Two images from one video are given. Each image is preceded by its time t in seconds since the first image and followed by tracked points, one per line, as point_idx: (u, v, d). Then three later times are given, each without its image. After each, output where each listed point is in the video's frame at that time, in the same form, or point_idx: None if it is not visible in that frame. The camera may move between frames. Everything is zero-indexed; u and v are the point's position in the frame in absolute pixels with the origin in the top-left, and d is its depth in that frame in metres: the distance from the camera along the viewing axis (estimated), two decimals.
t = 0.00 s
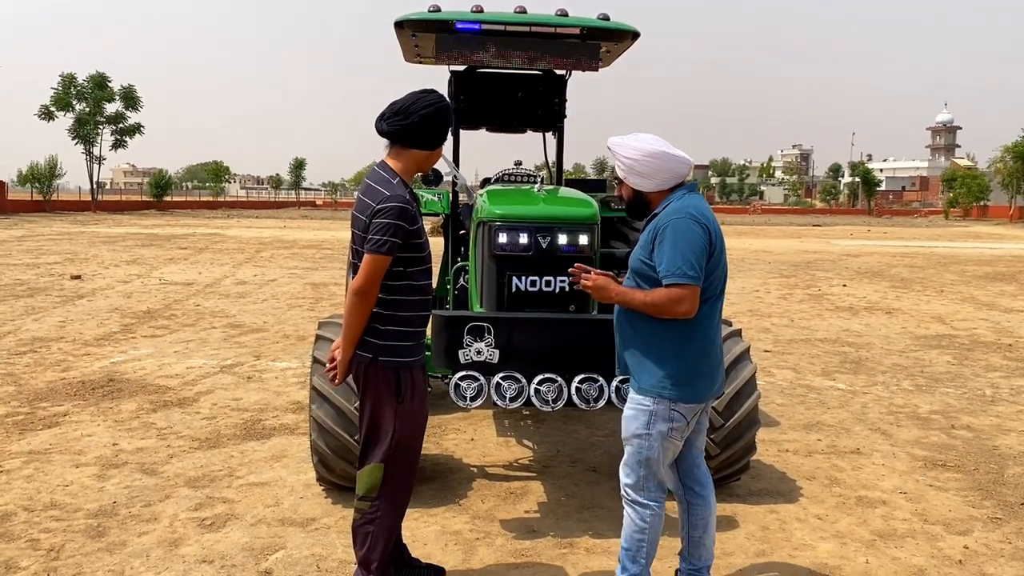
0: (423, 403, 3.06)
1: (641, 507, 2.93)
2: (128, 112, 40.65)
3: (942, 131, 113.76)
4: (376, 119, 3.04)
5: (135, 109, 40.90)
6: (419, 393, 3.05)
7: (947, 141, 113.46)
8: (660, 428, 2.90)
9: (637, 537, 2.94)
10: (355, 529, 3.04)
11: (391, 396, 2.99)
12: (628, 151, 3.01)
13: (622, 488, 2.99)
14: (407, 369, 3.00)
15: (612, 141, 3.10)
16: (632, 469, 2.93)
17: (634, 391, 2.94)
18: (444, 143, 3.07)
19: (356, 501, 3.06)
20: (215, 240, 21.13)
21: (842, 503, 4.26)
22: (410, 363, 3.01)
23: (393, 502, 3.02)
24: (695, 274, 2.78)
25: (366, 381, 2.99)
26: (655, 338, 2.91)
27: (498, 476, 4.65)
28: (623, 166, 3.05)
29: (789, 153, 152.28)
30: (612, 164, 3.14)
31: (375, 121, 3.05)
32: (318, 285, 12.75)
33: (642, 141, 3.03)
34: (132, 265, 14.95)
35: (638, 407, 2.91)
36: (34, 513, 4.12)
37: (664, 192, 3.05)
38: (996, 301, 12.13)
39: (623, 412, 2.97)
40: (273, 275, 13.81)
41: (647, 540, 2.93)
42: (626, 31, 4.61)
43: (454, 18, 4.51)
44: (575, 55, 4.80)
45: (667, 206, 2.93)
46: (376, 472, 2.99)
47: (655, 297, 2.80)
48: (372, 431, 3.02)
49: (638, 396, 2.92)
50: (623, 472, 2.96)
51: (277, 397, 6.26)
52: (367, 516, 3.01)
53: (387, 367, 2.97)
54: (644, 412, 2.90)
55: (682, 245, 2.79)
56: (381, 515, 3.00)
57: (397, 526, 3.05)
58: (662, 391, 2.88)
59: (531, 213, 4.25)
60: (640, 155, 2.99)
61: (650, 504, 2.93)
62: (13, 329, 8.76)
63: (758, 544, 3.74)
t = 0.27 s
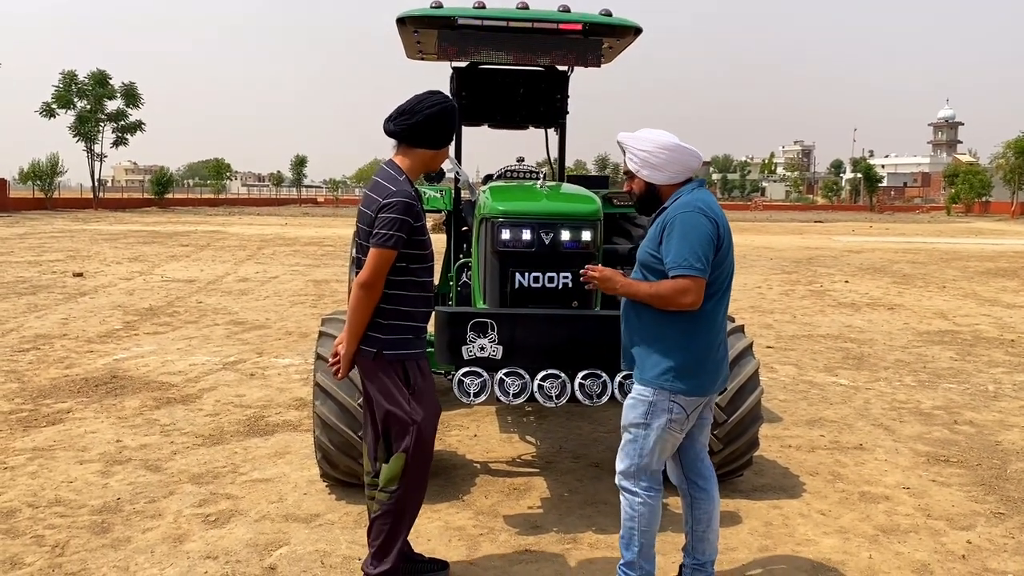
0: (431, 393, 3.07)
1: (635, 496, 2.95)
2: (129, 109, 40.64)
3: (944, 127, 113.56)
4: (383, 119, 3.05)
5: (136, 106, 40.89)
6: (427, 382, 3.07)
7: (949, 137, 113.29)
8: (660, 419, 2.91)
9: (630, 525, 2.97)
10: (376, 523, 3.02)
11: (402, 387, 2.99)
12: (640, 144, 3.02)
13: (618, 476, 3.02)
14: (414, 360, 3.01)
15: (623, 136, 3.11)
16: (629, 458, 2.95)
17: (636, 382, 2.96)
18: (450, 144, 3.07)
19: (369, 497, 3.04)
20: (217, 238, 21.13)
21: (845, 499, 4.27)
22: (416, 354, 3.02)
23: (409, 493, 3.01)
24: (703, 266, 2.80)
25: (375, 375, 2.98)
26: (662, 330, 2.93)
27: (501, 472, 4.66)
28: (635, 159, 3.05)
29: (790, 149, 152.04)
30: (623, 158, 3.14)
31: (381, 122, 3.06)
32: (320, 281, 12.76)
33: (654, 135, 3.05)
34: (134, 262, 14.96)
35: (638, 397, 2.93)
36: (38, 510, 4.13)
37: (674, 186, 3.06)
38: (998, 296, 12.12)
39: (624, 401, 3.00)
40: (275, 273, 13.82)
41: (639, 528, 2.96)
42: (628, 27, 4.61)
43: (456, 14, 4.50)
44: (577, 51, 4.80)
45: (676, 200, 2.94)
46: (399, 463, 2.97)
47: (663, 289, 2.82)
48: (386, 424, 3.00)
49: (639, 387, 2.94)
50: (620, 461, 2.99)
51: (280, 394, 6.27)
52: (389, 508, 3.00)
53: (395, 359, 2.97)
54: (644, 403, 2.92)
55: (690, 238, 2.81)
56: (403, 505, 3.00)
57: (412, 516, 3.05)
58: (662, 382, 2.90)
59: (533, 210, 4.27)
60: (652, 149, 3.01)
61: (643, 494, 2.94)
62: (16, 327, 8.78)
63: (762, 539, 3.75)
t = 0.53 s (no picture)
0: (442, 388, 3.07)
1: (633, 489, 2.99)
2: (131, 106, 40.64)
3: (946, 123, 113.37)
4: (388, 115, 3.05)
5: (137, 103, 40.88)
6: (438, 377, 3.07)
7: (951, 133, 113.10)
8: (657, 414, 2.93)
9: (628, 516, 3.01)
10: (385, 515, 3.00)
11: (413, 381, 2.98)
12: (636, 142, 3.01)
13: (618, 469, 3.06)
14: (425, 355, 3.01)
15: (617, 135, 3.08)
16: (627, 452, 2.99)
17: (632, 378, 2.99)
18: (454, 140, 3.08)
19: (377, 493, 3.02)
20: (219, 235, 21.15)
21: (850, 494, 4.27)
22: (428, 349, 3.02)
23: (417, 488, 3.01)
24: (693, 262, 2.79)
25: (387, 370, 2.97)
26: (656, 326, 2.94)
27: (506, 468, 4.66)
28: (631, 158, 3.03)
29: (792, 146, 151.77)
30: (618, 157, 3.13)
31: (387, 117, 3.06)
32: (323, 278, 12.77)
33: (649, 133, 3.03)
34: (137, 259, 14.97)
35: (635, 393, 2.96)
36: (45, 506, 4.14)
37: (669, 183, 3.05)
38: (1002, 293, 12.11)
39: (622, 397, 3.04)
40: (278, 270, 13.83)
41: (636, 519, 3.00)
42: (632, 23, 4.59)
43: (460, 10, 4.49)
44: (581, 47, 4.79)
45: (672, 197, 2.94)
46: (417, 455, 2.95)
47: (647, 280, 2.81)
48: (402, 418, 2.99)
49: (635, 383, 2.96)
50: (619, 454, 3.03)
51: (284, 390, 6.28)
52: (399, 501, 2.99)
53: (406, 353, 2.97)
54: (641, 399, 2.94)
55: (681, 234, 2.80)
56: (411, 500, 3.00)
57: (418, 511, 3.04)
58: (656, 378, 2.92)
59: (538, 206, 4.26)
60: (648, 147, 3.00)
61: (642, 486, 2.98)
62: (20, 323, 8.79)
63: (767, 535, 3.75)
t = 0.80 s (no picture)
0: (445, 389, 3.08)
1: (626, 486, 2.99)
2: (133, 104, 40.66)
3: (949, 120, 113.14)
4: (389, 110, 3.06)
5: (140, 100, 40.89)
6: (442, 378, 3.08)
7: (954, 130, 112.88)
8: (640, 410, 2.93)
9: (624, 513, 3.02)
10: (386, 518, 2.99)
11: (418, 382, 2.99)
12: (624, 138, 2.98)
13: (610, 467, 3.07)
14: (432, 356, 3.02)
15: (603, 131, 3.05)
16: (616, 450, 3.00)
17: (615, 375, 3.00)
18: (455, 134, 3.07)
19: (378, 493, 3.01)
20: (222, 232, 21.17)
21: (856, 492, 4.27)
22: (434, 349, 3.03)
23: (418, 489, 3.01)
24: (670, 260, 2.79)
25: (393, 369, 2.97)
26: (636, 323, 2.94)
27: (511, 465, 4.67)
28: (619, 154, 3.01)
29: (795, 143, 151.55)
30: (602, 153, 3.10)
31: (387, 113, 3.06)
32: (326, 275, 12.77)
33: (636, 128, 3.01)
34: (141, 257, 14.98)
35: (618, 390, 2.97)
36: (51, 502, 4.15)
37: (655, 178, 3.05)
38: (1006, 290, 12.09)
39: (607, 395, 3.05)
40: (281, 267, 13.84)
41: (632, 516, 3.00)
42: (637, 19, 4.59)
43: (464, 7, 4.49)
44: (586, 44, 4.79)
45: (654, 194, 2.95)
46: (418, 455, 2.96)
47: (623, 275, 2.81)
48: (407, 419, 2.99)
49: (618, 380, 2.97)
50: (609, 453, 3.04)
51: (289, 388, 6.28)
52: (399, 503, 2.98)
53: (412, 353, 2.97)
54: (623, 396, 2.95)
55: (659, 232, 2.81)
56: (412, 500, 3.00)
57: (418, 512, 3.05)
58: (635, 374, 2.93)
59: (543, 203, 4.27)
60: (635, 142, 2.98)
61: (633, 483, 2.98)
62: (25, 320, 8.80)
63: (773, 532, 3.76)
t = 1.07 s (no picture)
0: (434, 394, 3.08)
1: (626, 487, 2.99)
2: (136, 102, 40.69)
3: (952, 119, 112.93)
4: (388, 107, 3.05)
5: (142, 99, 40.93)
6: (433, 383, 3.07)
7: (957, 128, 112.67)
8: (625, 408, 2.93)
9: (626, 513, 3.01)
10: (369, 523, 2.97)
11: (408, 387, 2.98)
12: (614, 131, 2.98)
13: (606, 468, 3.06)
14: (424, 361, 3.01)
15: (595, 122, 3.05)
16: (611, 451, 3.00)
17: (597, 376, 2.99)
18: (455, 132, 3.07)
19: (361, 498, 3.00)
20: (225, 230, 21.19)
21: (861, 491, 4.26)
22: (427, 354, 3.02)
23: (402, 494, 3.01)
24: (659, 264, 2.80)
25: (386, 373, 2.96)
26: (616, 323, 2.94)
27: (515, 464, 4.66)
28: (607, 147, 3.01)
29: (797, 142, 151.37)
30: (593, 144, 3.09)
31: (386, 109, 3.06)
32: (329, 274, 12.78)
33: (628, 123, 3.01)
34: (144, 255, 15.00)
35: (602, 392, 2.96)
36: (55, 500, 4.15)
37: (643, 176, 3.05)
38: (1010, 289, 12.07)
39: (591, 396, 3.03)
40: (284, 265, 13.85)
41: (634, 516, 3.00)
42: (641, 17, 4.58)
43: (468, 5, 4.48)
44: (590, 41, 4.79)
45: (637, 195, 2.94)
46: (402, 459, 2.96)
47: (624, 285, 2.82)
48: (395, 423, 2.98)
49: (601, 380, 2.96)
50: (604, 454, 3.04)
51: (292, 386, 6.28)
52: (378, 512, 2.97)
53: (405, 357, 2.96)
54: (607, 396, 2.94)
55: (646, 236, 2.80)
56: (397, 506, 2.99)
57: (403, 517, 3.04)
58: (617, 373, 2.92)
59: (547, 201, 4.24)
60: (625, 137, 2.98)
61: (633, 482, 2.98)
62: (29, 318, 8.81)
63: (778, 531, 3.75)
